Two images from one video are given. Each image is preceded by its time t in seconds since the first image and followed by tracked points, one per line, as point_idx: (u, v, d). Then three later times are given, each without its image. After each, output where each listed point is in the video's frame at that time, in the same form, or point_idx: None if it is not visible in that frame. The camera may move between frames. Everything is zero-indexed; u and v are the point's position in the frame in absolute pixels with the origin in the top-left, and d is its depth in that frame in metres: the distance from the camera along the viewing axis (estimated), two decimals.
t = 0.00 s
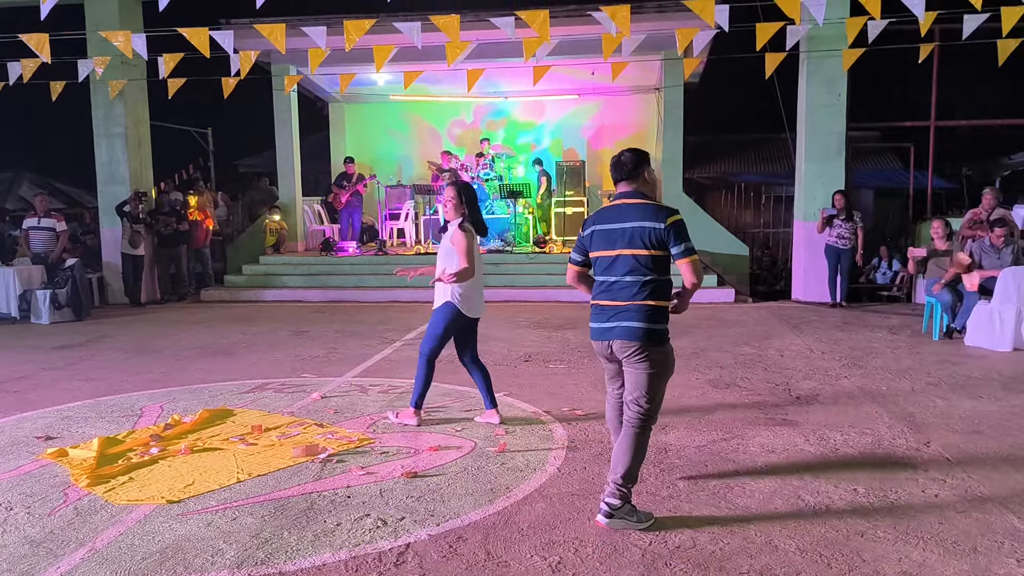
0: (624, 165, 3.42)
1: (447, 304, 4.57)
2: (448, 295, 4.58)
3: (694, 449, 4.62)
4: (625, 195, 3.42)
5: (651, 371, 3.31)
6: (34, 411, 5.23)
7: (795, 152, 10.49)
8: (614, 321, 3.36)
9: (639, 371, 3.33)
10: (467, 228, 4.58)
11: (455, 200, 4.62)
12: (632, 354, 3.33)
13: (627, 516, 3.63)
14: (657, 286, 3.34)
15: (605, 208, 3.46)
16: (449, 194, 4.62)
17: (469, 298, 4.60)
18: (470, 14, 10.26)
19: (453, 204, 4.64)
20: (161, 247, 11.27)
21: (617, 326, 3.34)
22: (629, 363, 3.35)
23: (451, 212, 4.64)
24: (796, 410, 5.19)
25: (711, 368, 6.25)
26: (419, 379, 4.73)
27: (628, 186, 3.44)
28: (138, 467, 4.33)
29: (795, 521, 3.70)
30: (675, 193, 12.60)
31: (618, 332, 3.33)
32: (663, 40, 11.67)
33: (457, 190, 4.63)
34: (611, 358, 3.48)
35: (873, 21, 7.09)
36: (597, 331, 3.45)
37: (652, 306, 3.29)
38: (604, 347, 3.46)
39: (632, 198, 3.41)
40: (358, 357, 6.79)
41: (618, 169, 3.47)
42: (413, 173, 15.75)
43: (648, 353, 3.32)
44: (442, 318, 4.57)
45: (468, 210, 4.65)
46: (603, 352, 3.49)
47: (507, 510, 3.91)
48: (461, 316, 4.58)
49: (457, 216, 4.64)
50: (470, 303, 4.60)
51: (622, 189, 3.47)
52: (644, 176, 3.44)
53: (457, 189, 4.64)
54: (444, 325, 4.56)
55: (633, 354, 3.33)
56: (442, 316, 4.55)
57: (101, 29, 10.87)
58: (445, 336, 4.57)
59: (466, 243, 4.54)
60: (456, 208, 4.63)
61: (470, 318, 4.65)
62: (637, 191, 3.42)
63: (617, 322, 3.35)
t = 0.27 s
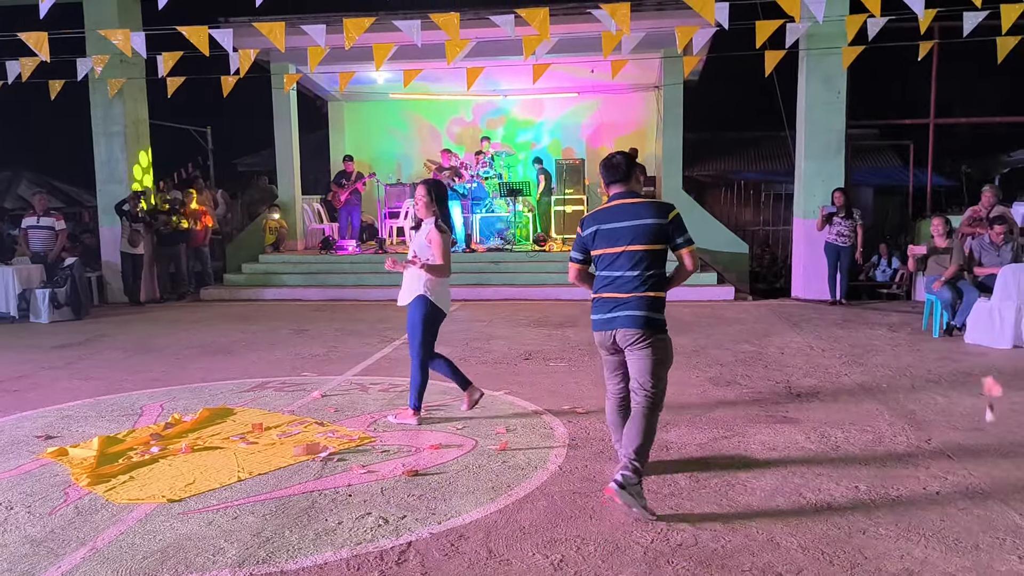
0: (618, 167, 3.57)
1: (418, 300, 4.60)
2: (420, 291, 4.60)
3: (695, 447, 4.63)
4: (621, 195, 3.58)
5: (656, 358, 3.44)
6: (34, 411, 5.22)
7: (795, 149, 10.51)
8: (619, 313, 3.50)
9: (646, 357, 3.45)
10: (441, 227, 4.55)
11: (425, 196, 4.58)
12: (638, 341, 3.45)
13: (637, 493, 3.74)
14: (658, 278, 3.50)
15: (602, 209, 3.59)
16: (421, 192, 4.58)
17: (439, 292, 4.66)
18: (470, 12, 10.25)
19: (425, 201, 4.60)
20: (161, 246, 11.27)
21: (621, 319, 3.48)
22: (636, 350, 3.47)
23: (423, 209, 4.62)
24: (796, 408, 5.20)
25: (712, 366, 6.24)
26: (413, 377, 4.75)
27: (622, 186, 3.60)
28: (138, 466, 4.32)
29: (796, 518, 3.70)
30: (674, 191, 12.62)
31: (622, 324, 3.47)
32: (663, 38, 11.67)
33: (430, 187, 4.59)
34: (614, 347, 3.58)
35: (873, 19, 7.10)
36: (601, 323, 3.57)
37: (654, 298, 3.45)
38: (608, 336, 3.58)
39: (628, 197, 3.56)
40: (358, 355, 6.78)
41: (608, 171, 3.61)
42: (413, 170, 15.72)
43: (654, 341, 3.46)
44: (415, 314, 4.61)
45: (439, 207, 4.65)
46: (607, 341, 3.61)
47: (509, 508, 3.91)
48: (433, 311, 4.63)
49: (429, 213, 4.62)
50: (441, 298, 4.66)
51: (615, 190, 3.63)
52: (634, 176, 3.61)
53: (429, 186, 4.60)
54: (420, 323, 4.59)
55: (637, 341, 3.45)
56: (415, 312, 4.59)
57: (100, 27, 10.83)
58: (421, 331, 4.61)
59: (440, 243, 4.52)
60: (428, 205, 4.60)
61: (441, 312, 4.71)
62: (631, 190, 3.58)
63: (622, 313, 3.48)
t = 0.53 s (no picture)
0: (611, 164, 3.81)
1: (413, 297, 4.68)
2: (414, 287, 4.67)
3: (701, 446, 4.62)
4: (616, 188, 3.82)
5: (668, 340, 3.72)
6: (40, 410, 5.22)
7: (799, 148, 10.49)
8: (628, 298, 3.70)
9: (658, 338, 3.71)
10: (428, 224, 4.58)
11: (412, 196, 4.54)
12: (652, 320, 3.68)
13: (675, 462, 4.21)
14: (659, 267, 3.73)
15: (601, 202, 3.81)
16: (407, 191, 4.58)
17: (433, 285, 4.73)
18: (474, 11, 10.24)
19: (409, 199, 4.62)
20: (165, 245, 11.29)
21: (626, 307, 3.69)
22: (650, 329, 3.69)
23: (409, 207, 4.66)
24: (802, 406, 5.19)
25: (716, 365, 6.24)
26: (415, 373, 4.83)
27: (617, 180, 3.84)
28: (144, 465, 4.33)
29: (803, 517, 3.70)
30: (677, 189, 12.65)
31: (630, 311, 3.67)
32: (666, 37, 11.66)
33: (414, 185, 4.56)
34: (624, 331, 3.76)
35: (878, 17, 7.09)
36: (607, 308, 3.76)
37: (655, 287, 3.68)
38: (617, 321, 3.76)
39: (623, 191, 3.79)
40: (362, 355, 6.77)
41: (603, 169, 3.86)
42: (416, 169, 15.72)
43: (660, 325, 3.70)
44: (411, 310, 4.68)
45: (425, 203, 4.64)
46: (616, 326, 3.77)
47: (514, 507, 3.91)
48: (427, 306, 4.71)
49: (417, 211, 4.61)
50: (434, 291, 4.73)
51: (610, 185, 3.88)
52: (627, 170, 3.85)
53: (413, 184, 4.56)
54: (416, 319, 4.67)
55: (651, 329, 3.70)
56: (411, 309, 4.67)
57: (104, 26, 10.83)
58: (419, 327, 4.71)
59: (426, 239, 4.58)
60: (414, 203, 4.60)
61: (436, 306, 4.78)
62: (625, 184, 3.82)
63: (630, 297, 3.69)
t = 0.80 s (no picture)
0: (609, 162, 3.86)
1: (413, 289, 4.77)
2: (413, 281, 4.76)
3: (707, 446, 4.61)
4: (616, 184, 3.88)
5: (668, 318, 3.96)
6: (47, 409, 5.23)
7: (805, 146, 10.47)
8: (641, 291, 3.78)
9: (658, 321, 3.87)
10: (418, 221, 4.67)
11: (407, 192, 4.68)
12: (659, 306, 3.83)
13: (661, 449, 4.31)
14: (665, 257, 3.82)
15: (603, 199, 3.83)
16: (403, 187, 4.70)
17: (432, 280, 4.75)
18: (479, 10, 10.23)
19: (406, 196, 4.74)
20: (171, 245, 11.33)
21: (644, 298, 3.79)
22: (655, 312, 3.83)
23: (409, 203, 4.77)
24: (809, 406, 5.18)
25: (722, 364, 6.24)
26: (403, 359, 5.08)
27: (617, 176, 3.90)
28: (151, 465, 4.34)
29: (809, 517, 3.69)
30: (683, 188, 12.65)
31: (646, 303, 3.77)
32: (671, 36, 11.64)
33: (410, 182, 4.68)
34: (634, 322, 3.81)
35: (885, 16, 7.07)
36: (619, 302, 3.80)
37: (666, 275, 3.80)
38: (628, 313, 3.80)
39: (625, 187, 3.84)
40: (367, 354, 6.77)
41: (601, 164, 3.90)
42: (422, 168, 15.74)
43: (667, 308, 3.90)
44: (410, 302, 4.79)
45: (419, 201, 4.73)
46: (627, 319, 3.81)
47: (521, 507, 3.91)
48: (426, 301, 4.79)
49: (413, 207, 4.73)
50: (433, 287, 4.75)
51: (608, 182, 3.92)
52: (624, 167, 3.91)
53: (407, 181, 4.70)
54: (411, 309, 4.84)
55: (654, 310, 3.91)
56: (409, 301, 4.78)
57: (111, 26, 10.86)
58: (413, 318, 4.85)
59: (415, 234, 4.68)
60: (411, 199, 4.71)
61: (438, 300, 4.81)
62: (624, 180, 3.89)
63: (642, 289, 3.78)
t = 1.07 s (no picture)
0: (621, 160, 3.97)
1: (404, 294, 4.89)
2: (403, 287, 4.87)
3: (714, 445, 4.59)
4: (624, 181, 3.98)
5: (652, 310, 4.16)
6: (54, 409, 5.24)
7: (812, 145, 10.44)
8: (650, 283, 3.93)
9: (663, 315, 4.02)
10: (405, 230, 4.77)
11: (408, 199, 4.78)
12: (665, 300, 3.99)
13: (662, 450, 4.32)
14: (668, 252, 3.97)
15: (610, 194, 3.96)
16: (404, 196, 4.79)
17: (421, 290, 4.85)
18: (484, 9, 10.22)
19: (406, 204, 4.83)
20: (177, 244, 11.36)
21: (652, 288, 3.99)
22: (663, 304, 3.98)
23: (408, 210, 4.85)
24: (816, 405, 5.16)
25: (729, 363, 6.22)
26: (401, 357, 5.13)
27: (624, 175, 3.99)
28: (158, 464, 4.34)
29: (817, 516, 3.68)
30: (690, 187, 12.62)
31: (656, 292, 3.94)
32: (677, 34, 11.61)
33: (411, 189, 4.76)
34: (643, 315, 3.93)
35: (892, 13, 7.04)
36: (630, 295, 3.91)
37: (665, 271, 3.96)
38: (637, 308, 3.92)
39: (631, 184, 3.96)
40: (373, 353, 6.77)
41: (612, 161, 4.02)
42: (427, 168, 15.74)
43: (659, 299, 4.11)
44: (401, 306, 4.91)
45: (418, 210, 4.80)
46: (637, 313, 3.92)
47: (527, 506, 3.90)
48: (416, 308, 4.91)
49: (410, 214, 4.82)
50: (422, 295, 4.86)
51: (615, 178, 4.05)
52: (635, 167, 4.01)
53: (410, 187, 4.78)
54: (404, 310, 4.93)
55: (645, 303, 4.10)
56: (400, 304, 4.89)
57: (117, 26, 10.88)
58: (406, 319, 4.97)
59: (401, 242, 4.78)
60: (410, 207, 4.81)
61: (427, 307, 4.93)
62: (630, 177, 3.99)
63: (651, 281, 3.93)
